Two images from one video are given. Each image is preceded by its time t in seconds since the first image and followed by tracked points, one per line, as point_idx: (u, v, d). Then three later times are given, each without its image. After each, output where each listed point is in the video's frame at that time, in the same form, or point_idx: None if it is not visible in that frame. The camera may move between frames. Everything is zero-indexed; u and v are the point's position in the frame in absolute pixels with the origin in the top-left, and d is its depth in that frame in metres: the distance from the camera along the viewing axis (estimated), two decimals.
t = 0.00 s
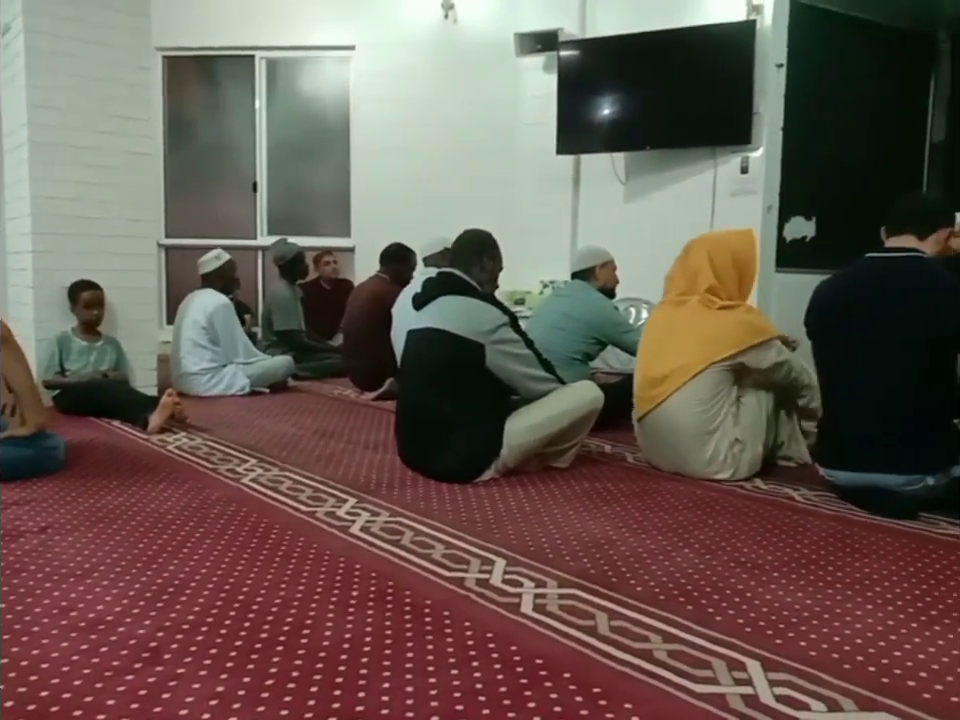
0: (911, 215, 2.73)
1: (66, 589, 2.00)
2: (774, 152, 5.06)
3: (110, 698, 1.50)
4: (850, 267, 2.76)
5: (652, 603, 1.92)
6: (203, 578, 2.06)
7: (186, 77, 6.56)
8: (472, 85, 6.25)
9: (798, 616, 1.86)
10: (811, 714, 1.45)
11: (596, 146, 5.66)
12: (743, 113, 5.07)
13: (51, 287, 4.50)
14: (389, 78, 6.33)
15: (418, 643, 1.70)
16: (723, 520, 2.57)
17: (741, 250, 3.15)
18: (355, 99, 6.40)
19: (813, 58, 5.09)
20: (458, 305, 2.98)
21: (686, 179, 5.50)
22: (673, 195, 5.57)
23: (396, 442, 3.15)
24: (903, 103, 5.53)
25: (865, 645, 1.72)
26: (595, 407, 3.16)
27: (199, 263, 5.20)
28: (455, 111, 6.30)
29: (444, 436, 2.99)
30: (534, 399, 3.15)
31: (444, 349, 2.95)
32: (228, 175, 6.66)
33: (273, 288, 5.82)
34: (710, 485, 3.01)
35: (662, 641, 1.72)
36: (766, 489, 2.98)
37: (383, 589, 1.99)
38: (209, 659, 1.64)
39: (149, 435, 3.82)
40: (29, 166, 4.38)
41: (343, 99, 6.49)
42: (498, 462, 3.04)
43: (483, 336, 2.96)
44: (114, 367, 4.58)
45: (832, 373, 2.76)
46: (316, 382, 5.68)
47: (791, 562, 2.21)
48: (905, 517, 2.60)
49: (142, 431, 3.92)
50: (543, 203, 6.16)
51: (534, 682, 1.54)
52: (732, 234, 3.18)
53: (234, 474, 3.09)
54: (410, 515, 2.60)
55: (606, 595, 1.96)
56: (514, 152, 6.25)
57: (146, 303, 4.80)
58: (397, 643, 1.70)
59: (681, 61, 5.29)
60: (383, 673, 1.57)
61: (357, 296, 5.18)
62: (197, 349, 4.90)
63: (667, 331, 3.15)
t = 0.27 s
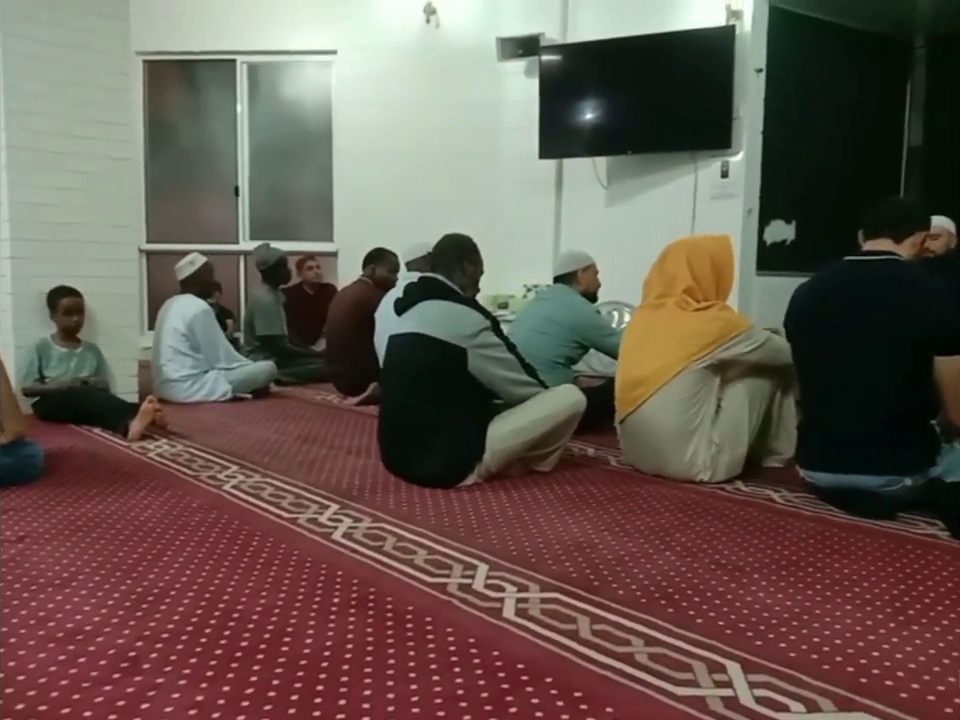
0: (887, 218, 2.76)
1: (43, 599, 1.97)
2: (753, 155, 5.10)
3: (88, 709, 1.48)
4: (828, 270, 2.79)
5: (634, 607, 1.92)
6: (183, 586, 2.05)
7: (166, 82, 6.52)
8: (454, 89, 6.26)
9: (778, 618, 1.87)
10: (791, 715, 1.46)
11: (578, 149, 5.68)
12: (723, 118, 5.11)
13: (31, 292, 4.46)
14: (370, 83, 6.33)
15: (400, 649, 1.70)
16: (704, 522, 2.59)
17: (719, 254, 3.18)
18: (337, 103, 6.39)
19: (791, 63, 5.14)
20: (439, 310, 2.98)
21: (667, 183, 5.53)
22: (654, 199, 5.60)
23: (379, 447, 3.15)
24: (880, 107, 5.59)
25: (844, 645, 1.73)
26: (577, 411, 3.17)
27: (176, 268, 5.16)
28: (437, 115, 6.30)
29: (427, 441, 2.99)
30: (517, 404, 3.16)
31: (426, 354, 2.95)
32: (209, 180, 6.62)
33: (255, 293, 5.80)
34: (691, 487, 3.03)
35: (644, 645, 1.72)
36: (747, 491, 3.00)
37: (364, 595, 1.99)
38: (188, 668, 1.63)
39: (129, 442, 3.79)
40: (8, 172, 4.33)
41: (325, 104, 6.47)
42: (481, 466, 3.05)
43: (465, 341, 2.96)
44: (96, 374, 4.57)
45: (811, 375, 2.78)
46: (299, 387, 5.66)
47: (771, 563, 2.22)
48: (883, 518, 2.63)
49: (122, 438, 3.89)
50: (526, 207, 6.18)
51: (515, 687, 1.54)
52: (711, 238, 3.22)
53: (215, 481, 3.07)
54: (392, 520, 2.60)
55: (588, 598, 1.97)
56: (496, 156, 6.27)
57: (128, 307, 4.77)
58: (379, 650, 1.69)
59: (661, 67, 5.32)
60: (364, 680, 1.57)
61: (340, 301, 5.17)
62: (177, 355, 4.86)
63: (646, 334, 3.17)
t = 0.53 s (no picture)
0: (861, 223, 2.79)
1: (14, 609, 1.94)
2: (731, 161, 5.14)
3: None
4: (809, 272, 2.79)
5: (611, 611, 1.92)
6: (157, 595, 2.02)
7: (143, 85, 6.47)
8: (434, 93, 6.26)
9: (754, 620, 1.88)
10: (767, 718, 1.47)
11: (558, 153, 5.70)
12: (700, 123, 5.15)
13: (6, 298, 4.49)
14: (350, 87, 6.31)
15: (376, 657, 1.69)
16: (682, 526, 2.60)
17: (711, 262, 3.19)
18: (316, 107, 6.36)
19: (768, 69, 5.19)
20: (418, 314, 2.98)
21: (647, 188, 5.57)
22: (633, 203, 5.63)
23: (357, 453, 3.13)
24: (855, 112, 5.66)
25: (820, 648, 1.75)
26: (556, 415, 3.17)
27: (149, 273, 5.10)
28: (417, 119, 6.30)
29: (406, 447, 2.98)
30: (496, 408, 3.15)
31: (405, 359, 2.94)
32: (187, 184, 6.57)
33: (233, 298, 5.76)
34: (670, 491, 3.04)
35: (621, 649, 1.72)
36: (725, 494, 3.02)
37: (342, 603, 1.97)
38: (162, 679, 1.61)
39: (105, 449, 3.75)
40: None
41: (304, 108, 6.45)
42: (460, 472, 3.03)
43: (444, 346, 2.96)
44: (70, 380, 4.58)
45: (792, 378, 2.79)
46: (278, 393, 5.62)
47: (748, 566, 2.23)
48: (859, 521, 2.65)
49: (98, 444, 3.85)
50: (506, 211, 6.19)
51: (492, 694, 1.54)
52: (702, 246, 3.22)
53: (192, 488, 3.04)
54: (371, 527, 2.59)
55: (565, 604, 1.97)
56: (477, 160, 6.28)
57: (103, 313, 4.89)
58: (355, 658, 1.68)
59: (640, 72, 5.36)
60: (341, 689, 1.56)
61: (319, 305, 5.15)
62: (153, 362, 4.81)
63: (634, 337, 3.17)
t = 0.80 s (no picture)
0: (830, 227, 2.83)
1: None
2: (703, 164, 5.19)
3: None
4: (776, 274, 2.85)
5: (585, 612, 1.94)
6: (129, 602, 2.00)
7: (115, 85, 6.41)
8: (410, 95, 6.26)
9: (725, 619, 1.90)
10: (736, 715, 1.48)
11: (533, 155, 5.72)
12: (673, 126, 5.20)
13: None
14: (324, 89, 6.29)
15: (350, 661, 1.69)
16: (655, 525, 2.62)
17: (681, 264, 3.19)
18: (290, 108, 6.33)
19: (740, 73, 5.25)
20: (393, 318, 2.97)
21: (621, 190, 5.61)
22: (608, 205, 5.67)
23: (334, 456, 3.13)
24: (825, 116, 5.74)
25: (789, 645, 1.77)
26: (531, 417, 3.19)
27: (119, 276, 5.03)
28: (393, 122, 6.30)
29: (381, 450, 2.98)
30: (472, 410, 3.16)
31: (379, 362, 2.94)
32: (160, 186, 6.51)
33: (207, 301, 5.71)
34: (644, 491, 3.06)
35: (593, 649, 1.74)
36: (698, 494, 3.05)
37: (316, 607, 1.97)
38: (132, 686, 1.59)
39: (76, 455, 3.71)
40: None
41: (278, 110, 6.43)
42: (436, 474, 3.05)
43: (419, 350, 2.95)
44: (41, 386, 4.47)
45: (760, 379, 2.84)
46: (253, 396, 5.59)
47: (720, 565, 2.26)
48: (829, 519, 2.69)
49: (69, 450, 3.80)
50: (482, 213, 6.20)
51: (465, 696, 1.54)
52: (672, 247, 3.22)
53: (165, 492, 3.02)
54: (345, 530, 2.58)
55: (539, 604, 1.98)
56: (452, 163, 6.29)
57: (73, 315, 4.93)
58: (329, 663, 1.68)
59: (614, 75, 5.40)
60: (313, 694, 1.55)
61: (294, 307, 5.12)
62: (125, 367, 4.76)
63: (605, 338, 3.19)
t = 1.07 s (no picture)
0: (799, 225, 2.86)
1: None
2: (678, 163, 5.21)
3: None
4: (745, 272, 2.87)
5: (558, 608, 1.94)
6: (98, 603, 1.98)
7: (86, 80, 6.32)
8: (385, 92, 6.24)
9: (697, 614, 1.92)
10: (707, 709, 1.50)
11: (509, 153, 5.72)
12: (649, 125, 5.23)
13: None
14: (299, 85, 6.25)
15: (322, 660, 1.68)
16: (629, 521, 2.63)
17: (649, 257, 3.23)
18: (265, 105, 6.29)
19: (714, 71, 5.29)
20: (368, 316, 2.96)
21: (597, 188, 5.62)
22: (584, 203, 5.68)
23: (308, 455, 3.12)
24: (798, 115, 5.79)
25: (760, 639, 1.79)
26: (506, 415, 3.19)
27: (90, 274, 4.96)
28: (368, 118, 6.27)
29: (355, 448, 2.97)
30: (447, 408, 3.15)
31: (354, 360, 2.92)
32: (133, 183, 6.43)
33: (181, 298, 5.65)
34: (619, 488, 3.07)
35: (566, 646, 1.74)
36: (672, 490, 3.07)
37: (288, 607, 1.96)
38: (100, 688, 1.58)
39: (46, 455, 3.65)
40: None
41: (253, 106, 6.37)
42: (411, 472, 3.05)
43: (394, 348, 2.94)
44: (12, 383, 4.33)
45: (731, 377, 2.86)
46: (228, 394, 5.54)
47: (693, 561, 2.27)
48: (801, 514, 2.72)
49: (39, 449, 3.74)
50: (458, 211, 6.20)
51: (437, 694, 1.54)
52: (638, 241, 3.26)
53: (136, 492, 2.98)
54: (319, 529, 2.57)
55: (513, 601, 1.98)
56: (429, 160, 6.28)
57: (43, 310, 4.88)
58: (300, 662, 1.67)
59: (590, 73, 5.41)
60: (284, 694, 1.55)
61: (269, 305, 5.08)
62: (96, 366, 4.70)
63: (578, 336, 3.20)
